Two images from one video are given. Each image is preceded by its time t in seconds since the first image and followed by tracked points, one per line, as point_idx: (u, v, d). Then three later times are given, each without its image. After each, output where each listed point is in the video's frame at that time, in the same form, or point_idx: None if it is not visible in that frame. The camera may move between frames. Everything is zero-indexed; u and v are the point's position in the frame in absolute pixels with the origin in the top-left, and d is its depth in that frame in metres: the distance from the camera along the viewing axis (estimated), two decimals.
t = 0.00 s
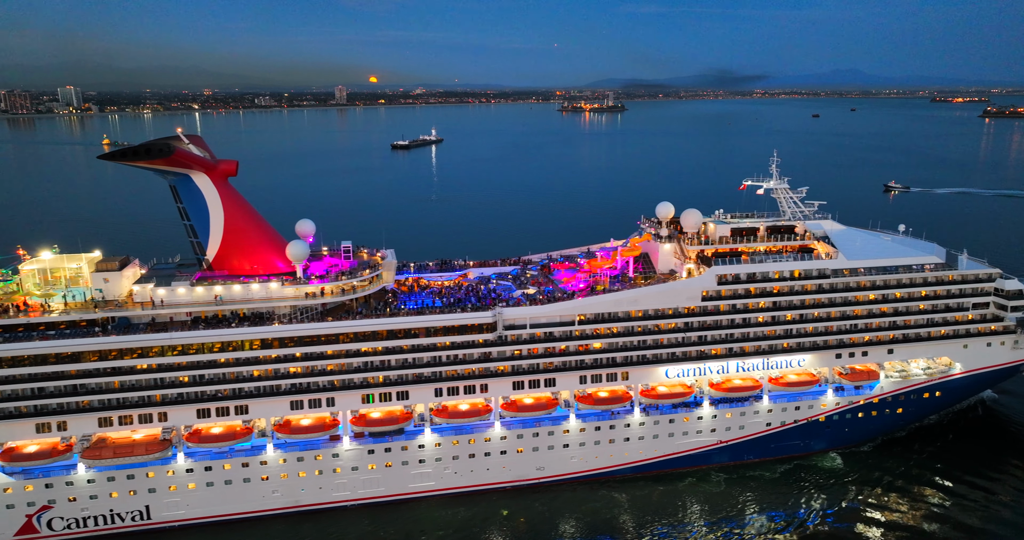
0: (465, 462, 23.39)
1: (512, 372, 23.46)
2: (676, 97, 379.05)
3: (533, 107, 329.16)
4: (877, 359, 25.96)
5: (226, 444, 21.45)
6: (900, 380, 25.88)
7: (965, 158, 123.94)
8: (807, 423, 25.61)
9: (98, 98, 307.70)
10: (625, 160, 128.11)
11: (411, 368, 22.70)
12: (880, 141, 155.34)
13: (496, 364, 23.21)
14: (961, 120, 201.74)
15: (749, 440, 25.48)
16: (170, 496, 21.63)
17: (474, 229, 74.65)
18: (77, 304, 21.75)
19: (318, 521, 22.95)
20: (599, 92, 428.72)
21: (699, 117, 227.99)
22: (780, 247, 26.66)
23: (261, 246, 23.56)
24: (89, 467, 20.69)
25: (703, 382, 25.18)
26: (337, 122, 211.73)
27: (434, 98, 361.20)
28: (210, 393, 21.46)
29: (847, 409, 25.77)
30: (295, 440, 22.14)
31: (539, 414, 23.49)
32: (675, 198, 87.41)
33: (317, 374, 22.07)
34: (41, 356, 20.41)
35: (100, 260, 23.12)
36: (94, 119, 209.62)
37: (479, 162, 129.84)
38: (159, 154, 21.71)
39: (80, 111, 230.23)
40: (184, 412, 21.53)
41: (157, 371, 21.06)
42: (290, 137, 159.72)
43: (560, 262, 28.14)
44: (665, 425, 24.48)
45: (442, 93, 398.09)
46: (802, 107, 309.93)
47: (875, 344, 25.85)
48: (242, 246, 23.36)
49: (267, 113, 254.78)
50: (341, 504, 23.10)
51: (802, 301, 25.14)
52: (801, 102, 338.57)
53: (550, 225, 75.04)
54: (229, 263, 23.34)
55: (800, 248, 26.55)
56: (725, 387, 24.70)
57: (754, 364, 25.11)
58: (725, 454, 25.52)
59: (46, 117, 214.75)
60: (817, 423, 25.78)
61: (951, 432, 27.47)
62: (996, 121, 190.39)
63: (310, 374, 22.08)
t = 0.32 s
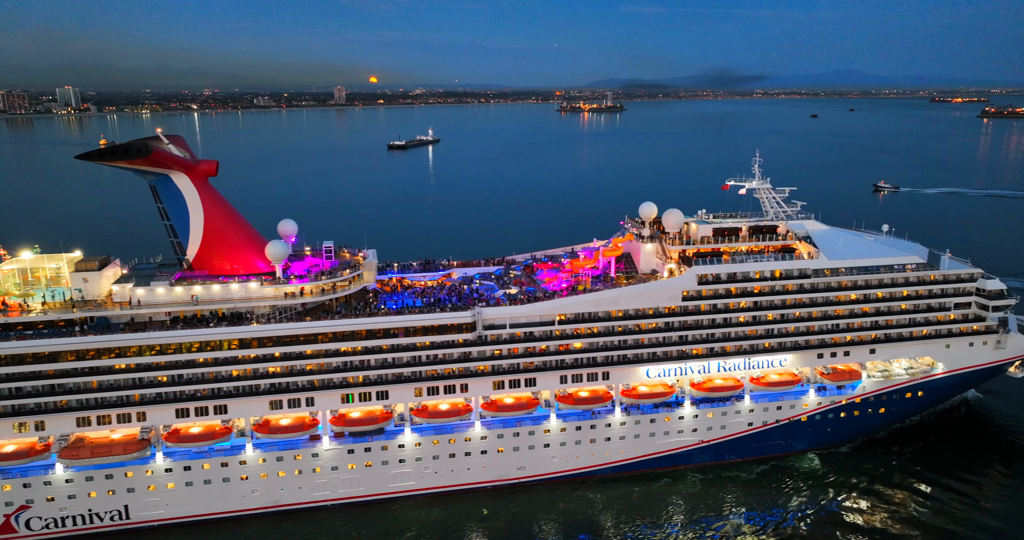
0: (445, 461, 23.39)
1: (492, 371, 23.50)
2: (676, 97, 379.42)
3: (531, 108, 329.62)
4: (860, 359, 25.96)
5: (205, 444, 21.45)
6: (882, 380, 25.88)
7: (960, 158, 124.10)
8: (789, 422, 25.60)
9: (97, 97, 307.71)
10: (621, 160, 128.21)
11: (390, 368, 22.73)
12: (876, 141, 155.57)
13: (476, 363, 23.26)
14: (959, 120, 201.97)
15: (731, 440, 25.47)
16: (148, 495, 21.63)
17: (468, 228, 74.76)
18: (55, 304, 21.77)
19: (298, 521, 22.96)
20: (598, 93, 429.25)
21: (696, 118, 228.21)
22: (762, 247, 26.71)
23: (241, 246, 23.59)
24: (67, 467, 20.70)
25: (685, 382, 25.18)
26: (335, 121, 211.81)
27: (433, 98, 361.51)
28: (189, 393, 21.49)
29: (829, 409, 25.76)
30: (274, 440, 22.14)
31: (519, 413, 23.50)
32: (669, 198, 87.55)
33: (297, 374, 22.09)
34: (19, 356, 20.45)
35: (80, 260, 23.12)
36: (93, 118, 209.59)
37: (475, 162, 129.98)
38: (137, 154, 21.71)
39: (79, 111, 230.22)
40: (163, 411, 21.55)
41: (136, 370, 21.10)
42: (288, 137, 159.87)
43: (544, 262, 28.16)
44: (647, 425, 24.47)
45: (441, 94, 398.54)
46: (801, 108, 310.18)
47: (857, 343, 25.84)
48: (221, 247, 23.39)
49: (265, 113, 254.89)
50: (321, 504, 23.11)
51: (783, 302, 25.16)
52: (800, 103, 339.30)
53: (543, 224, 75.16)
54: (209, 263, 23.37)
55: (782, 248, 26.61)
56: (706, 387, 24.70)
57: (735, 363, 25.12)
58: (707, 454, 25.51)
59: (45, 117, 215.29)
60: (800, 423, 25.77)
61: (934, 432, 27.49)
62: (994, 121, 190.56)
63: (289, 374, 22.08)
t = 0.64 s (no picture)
0: (426, 461, 23.40)
1: (472, 371, 23.55)
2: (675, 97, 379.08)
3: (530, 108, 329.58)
4: (841, 358, 25.97)
5: (184, 443, 21.47)
6: (864, 379, 25.88)
7: (958, 158, 123.93)
8: (771, 422, 25.59)
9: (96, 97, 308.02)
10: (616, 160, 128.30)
11: (370, 368, 22.77)
12: (874, 141, 155.43)
13: (456, 363, 23.32)
14: (958, 120, 201.75)
15: (712, 440, 25.48)
16: (127, 495, 21.64)
17: (462, 228, 74.76)
18: (34, 304, 21.79)
19: (278, 520, 22.98)
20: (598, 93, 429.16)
21: (694, 117, 228.14)
22: (744, 246, 26.77)
23: (221, 246, 23.64)
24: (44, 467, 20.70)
25: (666, 382, 25.20)
26: (333, 122, 211.58)
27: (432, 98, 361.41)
28: (167, 392, 21.51)
29: (811, 409, 25.76)
30: (253, 439, 22.13)
31: (499, 413, 23.51)
32: (663, 198, 87.57)
33: (276, 374, 22.12)
34: None
35: (60, 259, 23.08)
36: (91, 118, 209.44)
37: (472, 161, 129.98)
38: (114, 154, 21.68)
39: (77, 111, 230.19)
40: (142, 411, 21.59)
41: (115, 370, 21.15)
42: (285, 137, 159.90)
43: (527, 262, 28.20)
44: (628, 424, 24.48)
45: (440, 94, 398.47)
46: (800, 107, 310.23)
47: (839, 343, 25.86)
48: (202, 246, 23.45)
49: (263, 113, 254.89)
50: (302, 503, 23.12)
51: (764, 301, 25.20)
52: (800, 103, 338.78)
53: (537, 224, 75.21)
54: (188, 263, 23.40)
55: (764, 248, 26.68)
56: (687, 387, 24.71)
57: (716, 363, 25.14)
58: (688, 454, 25.52)
59: (44, 117, 215.63)
60: (782, 423, 25.78)
61: (915, 432, 27.52)
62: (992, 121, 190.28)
63: (268, 373, 22.10)
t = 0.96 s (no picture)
0: (406, 461, 23.40)
1: (453, 371, 23.57)
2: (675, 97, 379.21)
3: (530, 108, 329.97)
4: (824, 358, 25.98)
5: (163, 443, 21.46)
6: (846, 379, 25.87)
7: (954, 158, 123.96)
8: (753, 422, 25.59)
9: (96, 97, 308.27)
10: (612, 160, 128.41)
11: (349, 367, 22.79)
12: (872, 141, 155.45)
13: (436, 363, 23.34)
14: (956, 120, 201.73)
15: (694, 440, 25.49)
16: (107, 494, 21.66)
17: (456, 228, 74.85)
18: (13, 303, 21.84)
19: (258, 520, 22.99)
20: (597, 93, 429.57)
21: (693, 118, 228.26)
22: (725, 247, 26.84)
23: (201, 246, 23.67)
24: (22, 467, 20.74)
25: (647, 382, 25.21)
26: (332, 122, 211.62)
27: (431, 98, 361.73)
28: (146, 392, 21.54)
29: (793, 409, 25.76)
30: (232, 439, 22.12)
31: (479, 413, 23.52)
32: (658, 198, 87.66)
33: (255, 374, 22.15)
34: None
35: (41, 259, 23.15)
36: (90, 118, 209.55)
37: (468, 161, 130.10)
38: (91, 154, 21.73)
39: (77, 111, 230.38)
40: (121, 411, 21.62)
41: (93, 370, 21.19)
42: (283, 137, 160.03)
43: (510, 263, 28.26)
44: (609, 424, 24.48)
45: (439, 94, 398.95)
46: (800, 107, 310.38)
47: (821, 343, 25.87)
48: (182, 247, 23.49)
49: (262, 113, 255.13)
50: (282, 503, 23.14)
51: (745, 302, 25.24)
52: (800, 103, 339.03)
53: (531, 224, 75.27)
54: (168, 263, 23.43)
55: (746, 248, 26.74)
56: (668, 387, 24.71)
57: (698, 363, 25.15)
58: (670, 454, 25.53)
59: (43, 117, 216.36)
60: (764, 423, 25.78)
61: (897, 432, 27.53)
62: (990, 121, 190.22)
63: (247, 373, 22.13)
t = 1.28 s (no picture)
0: (386, 461, 23.41)
1: (433, 370, 23.59)
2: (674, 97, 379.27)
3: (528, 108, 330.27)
4: (806, 358, 25.99)
5: (142, 443, 21.47)
6: (828, 379, 25.89)
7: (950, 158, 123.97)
8: (734, 422, 25.61)
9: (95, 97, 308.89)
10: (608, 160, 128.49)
11: (329, 367, 22.81)
12: (869, 141, 155.52)
13: (416, 362, 23.36)
14: (954, 121, 201.75)
15: (676, 439, 25.51)
16: (85, 494, 21.67)
17: (450, 228, 74.96)
18: None
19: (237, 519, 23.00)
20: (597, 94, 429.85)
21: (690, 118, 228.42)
22: (708, 246, 26.86)
23: (181, 246, 23.68)
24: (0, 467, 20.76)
25: (628, 382, 25.24)
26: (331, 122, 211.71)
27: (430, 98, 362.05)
28: (124, 392, 21.56)
29: (775, 409, 25.77)
30: (211, 438, 22.13)
31: (460, 412, 23.53)
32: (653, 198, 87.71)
33: (234, 374, 22.18)
34: None
35: (20, 259, 23.18)
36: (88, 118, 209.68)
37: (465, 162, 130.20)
38: (70, 154, 21.74)
39: (76, 111, 230.69)
40: (99, 411, 21.65)
41: (71, 369, 21.21)
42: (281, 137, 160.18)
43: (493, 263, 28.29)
44: (590, 424, 24.49)
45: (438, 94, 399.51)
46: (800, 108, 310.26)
47: (803, 343, 25.88)
48: (162, 246, 23.50)
49: (261, 113, 255.33)
50: (263, 503, 23.16)
51: (726, 302, 25.27)
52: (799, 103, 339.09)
53: (525, 224, 75.35)
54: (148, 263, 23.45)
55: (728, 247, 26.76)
56: (649, 386, 24.75)
57: (679, 363, 25.17)
58: (652, 453, 25.55)
59: (43, 117, 216.60)
60: (745, 423, 25.80)
61: (880, 433, 27.55)
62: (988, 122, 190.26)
63: (226, 373, 22.15)
